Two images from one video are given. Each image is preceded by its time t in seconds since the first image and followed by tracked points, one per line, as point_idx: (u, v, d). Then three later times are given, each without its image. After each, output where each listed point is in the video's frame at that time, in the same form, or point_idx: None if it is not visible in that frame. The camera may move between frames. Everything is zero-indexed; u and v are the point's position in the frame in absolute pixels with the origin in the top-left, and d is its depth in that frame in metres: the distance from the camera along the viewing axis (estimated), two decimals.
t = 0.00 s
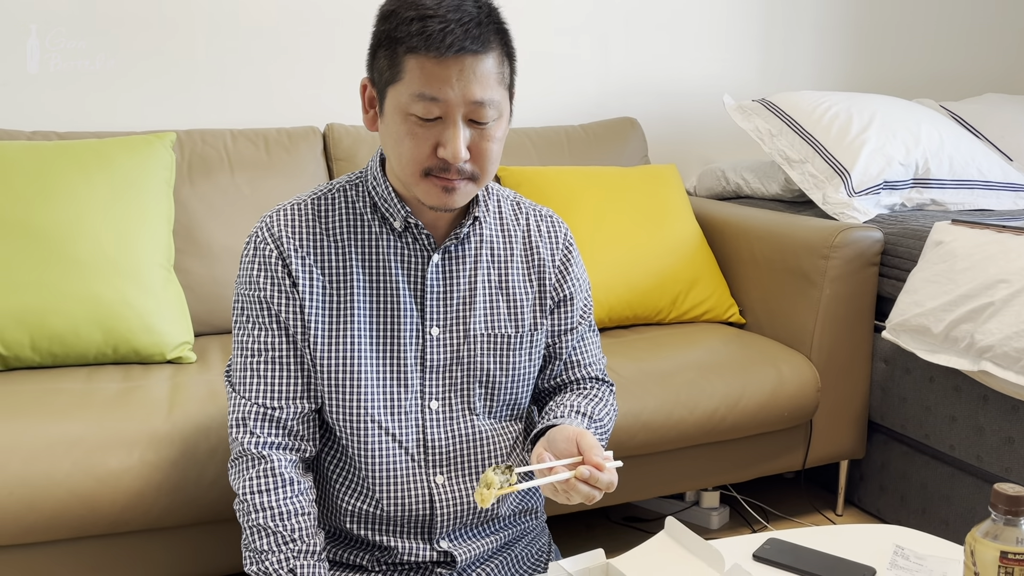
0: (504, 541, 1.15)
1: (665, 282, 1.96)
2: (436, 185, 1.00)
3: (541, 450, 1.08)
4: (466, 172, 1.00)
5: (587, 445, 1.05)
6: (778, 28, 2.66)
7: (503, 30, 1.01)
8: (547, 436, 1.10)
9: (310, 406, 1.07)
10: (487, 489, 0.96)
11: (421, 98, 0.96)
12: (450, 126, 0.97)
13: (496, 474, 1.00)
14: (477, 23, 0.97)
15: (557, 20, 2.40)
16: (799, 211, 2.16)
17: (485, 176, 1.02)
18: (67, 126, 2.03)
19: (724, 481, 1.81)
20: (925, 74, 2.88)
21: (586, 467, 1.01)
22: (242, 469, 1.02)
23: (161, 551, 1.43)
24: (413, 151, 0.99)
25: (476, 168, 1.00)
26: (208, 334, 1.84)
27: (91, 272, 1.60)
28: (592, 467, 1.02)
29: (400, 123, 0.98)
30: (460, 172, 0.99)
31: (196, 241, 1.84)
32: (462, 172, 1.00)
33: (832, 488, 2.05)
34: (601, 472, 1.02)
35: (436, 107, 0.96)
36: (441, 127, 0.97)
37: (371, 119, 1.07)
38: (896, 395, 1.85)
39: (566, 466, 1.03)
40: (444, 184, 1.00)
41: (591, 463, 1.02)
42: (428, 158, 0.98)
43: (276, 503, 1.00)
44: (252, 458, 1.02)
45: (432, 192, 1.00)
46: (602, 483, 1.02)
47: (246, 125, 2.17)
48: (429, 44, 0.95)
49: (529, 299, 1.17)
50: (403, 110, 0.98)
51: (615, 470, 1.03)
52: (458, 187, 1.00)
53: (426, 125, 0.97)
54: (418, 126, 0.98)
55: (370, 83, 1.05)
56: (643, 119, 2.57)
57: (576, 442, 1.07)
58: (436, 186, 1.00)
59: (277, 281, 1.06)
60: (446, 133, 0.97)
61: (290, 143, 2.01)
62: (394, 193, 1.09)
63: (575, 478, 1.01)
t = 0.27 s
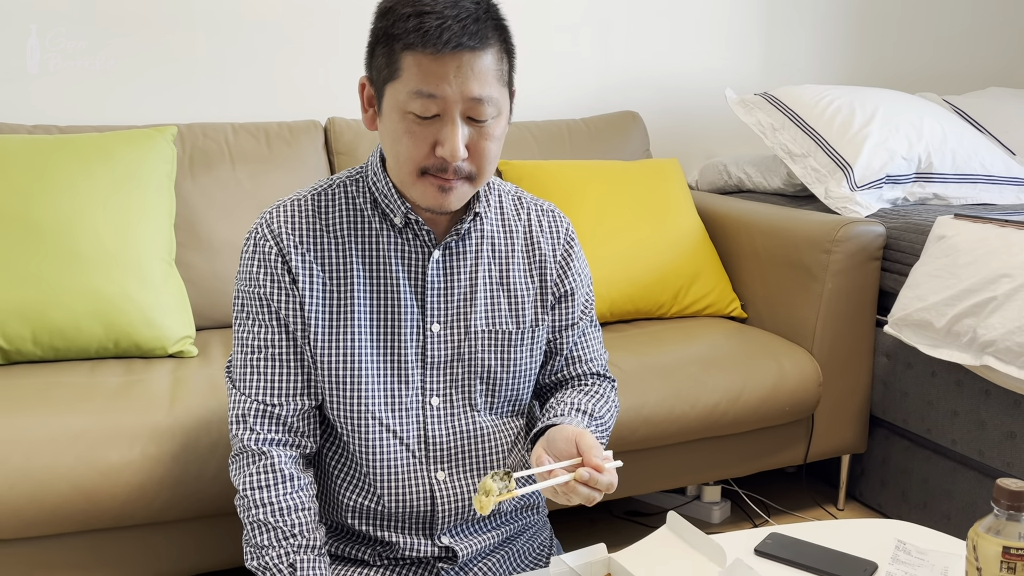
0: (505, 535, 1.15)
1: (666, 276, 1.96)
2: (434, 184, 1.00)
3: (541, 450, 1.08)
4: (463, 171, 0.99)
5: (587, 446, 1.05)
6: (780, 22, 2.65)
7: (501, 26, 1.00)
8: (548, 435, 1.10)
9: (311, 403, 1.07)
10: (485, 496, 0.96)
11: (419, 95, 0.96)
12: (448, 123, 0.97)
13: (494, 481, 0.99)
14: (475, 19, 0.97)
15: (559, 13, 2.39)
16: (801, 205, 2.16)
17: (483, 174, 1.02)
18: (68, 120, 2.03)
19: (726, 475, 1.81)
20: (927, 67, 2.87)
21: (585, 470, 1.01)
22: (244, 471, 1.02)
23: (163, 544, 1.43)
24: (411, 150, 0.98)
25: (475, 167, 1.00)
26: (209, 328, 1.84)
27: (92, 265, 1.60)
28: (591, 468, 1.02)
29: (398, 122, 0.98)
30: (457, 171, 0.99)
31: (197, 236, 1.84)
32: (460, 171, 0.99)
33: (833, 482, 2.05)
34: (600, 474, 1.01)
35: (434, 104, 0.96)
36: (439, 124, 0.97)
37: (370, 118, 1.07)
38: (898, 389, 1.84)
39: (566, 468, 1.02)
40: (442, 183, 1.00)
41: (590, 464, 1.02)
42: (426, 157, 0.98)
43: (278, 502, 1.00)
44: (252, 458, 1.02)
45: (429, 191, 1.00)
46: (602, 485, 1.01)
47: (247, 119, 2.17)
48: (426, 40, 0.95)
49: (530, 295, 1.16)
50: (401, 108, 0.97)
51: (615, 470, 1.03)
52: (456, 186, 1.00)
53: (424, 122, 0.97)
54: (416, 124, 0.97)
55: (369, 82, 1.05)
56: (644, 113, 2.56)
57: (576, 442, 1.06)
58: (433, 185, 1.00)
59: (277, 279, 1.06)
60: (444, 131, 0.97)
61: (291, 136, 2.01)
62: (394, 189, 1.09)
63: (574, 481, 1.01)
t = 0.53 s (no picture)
0: (506, 527, 1.15)
1: (668, 269, 1.95)
2: (437, 191, 1.00)
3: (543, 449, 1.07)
4: (467, 178, 0.99)
5: (583, 427, 1.04)
6: (782, 14, 2.64)
7: (506, 31, 0.99)
8: (548, 428, 1.09)
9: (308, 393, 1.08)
10: (484, 516, 0.89)
11: (422, 101, 0.95)
12: (452, 130, 0.96)
13: (489, 496, 0.92)
14: (480, 27, 0.95)
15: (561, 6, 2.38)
16: (803, 197, 2.15)
17: (486, 181, 1.01)
18: (68, 113, 2.02)
19: (727, 468, 1.81)
20: (930, 60, 2.87)
21: (586, 452, 1.00)
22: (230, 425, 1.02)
23: (165, 535, 1.43)
24: (414, 157, 0.98)
25: (477, 173, 1.00)
26: (211, 320, 1.84)
27: (91, 257, 1.60)
28: (591, 448, 1.01)
29: (401, 129, 0.97)
30: (461, 177, 0.99)
31: (197, 228, 1.83)
32: (463, 178, 0.99)
33: (834, 475, 2.05)
34: (602, 452, 1.00)
35: (438, 112, 0.95)
36: (443, 131, 0.96)
37: (373, 120, 1.06)
38: (900, 382, 1.84)
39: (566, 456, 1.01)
40: (445, 190, 1.00)
41: (590, 445, 1.01)
42: (429, 163, 0.98)
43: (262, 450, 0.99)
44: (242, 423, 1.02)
45: (433, 196, 1.01)
46: (607, 460, 1.01)
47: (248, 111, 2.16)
48: (432, 48, 0.93)
49: (532, 287, 1.16)
50: (405, 114, 0.96)
51: (616, 444, 1.02)
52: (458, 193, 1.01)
53: (427, 129, 0.96)
54: (419, 131, 0.96)
55: (372, 84, 1.03)
56: (646, 106, 2.55)
57: (571, 428, 1.06)
58: (436, 190, 1.00)
59: (273, 274, 1.05)
60: (447, 139, 0.96)
61: (292, 129, 2.00)
62: (394, 184, 1.09)
63: (579, 466, 0.99)
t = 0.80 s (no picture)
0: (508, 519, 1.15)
1: (670, 262, 1.95)
2: (440, 168, 0.99)
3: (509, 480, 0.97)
4: (472, 156, 0.98)
5: (547, 453, 0.93)
6: (786, 7, 2.63)
7: (516, 15, 1.00)
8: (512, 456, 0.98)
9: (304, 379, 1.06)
10: None
11: (430, 75, 0.95)
12: (458, 106, 0.96)
13: (443, 552, 0.86)
14: (491, 6, 0.96)
15: None
16: (806, 191, 2.15)
17: (490, 162, 1.01)
18: (70, 105, 2.02)
19: (729, 461, 1.81)
20: (934, 53, 2.86)
21: (549, 487, 0.89)
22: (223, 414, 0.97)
23: (168, 527, 1.44)
24: (419, 132, 0.97)
25: (482, 154, 0.99)
26: (213, 313, 1.84)
27: (93, 249, 1.60)
28: (555, 482, 0.90)
29: (407, 103, 0.97)
30: (466, 155, 0.98)
31: (199, 221, 1.83)
32: (468, 156, 0.98)
33: (836, 468, 2.05)
34: (567, 484, 0.90)
35: (445, 86, 0.95)
36: (449, 107, 0.96)
37: (380, 101, 1.06)
38: (902, 375, 1.84)
39: (530, 492, 0.91)
40: (449, 167, 0.99)
41: (553, 477, 0.90)
42: (434, 138, 0.97)
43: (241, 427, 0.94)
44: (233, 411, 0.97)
45: (437, 172, 0.99)
46: (573, 493, 0.90)
47: (251, 104, 2.16)
48: (442, 22, 0.94)
49: (530, 278, 1.15)
50: (411, 89, 0.96)
51: (584, 473, 0.92)
52: (462, 172, 0.99)
53: (433, 104, 0.96)
54: (425, 106, 0.96)
55: (381, 65, 1.04)
56: (649, 99, 2.55)
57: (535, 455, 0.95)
58: (441, 168, 0.99)
59: (276, 259, 1.05)
60: (453, 114, 0.96)
61: (294, 122, 2.00)
62: (398, 172, 1.09)
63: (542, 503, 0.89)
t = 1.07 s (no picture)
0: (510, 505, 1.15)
1: (673, 251, 1.95)
2: (444, 157, 0.99)
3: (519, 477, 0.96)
4: (476, 146, 0.98)
5: (560, 459, 0.92)
6: None
7: (523, 3, 1.00)
8: (519, 449, 0.97)
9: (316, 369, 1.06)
10: None
11: (434, 63, 0.95)
12: (462, 94, 0.95)
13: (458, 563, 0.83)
14: None
15: None
16: (810, 179, 2.14)
17: (494, 152, 1.00)
18: (72, 92, 2.02)
19: (731, 449, 1.82)
20: (939, 40, 2.84)
21: (564, 497, 0.89)
22: (235, 401, 0.95)
23: (172, 513, 1.44)
24: (423, 120, 0.97)
25: (486, 143, 0.99)
26: (216, 301, 1.84)
27: (96, 236, 1.60)
28: (569, 490, 0.90)
29: (412, 91, 0.97)
30: (469, 144, 0.98)
31: (202, 208, 1.83)
32: (472, 145, 0.98)
33: (839, 457, 2.05)
34: (581, 494, 0.90)
35: (449, 74, 0.95)
36: (453, 95, 0.96)
37: (385, 88, 1.06)
38: (905, 364, 1.84)
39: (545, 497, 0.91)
40: (452, 156, 0.99)
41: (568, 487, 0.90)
42: (438, 127, 0.97)
43: (258, 427, 0.91)
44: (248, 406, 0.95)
45: (439, 162, 0.99)
46: (587, 502, 0.90)
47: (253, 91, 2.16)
48: (447, 9, 0.94)
49: (536, 265, 1.15)
50: (416, 77, 0.96)
51: (598, 482, 0.91)
52: (466, 162, 0.99)
53: (437, 92, 0.96)
54: (430, 94, 0.96)
55: (386, 52, 1.04)
56: (653, 87, 2.54)
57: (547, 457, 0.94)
58: (444, 157, 0.99)
59: (286, 248, 1.06)
60: (458, 103, 0.96)
61: (297, 109, 2.00)
62: (403, 161, 1.09)
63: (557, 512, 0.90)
